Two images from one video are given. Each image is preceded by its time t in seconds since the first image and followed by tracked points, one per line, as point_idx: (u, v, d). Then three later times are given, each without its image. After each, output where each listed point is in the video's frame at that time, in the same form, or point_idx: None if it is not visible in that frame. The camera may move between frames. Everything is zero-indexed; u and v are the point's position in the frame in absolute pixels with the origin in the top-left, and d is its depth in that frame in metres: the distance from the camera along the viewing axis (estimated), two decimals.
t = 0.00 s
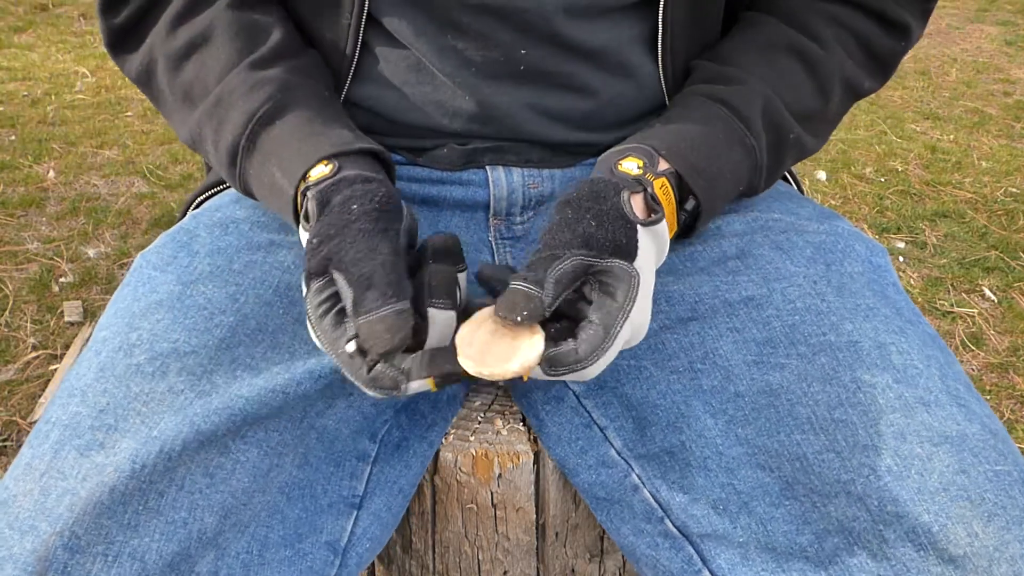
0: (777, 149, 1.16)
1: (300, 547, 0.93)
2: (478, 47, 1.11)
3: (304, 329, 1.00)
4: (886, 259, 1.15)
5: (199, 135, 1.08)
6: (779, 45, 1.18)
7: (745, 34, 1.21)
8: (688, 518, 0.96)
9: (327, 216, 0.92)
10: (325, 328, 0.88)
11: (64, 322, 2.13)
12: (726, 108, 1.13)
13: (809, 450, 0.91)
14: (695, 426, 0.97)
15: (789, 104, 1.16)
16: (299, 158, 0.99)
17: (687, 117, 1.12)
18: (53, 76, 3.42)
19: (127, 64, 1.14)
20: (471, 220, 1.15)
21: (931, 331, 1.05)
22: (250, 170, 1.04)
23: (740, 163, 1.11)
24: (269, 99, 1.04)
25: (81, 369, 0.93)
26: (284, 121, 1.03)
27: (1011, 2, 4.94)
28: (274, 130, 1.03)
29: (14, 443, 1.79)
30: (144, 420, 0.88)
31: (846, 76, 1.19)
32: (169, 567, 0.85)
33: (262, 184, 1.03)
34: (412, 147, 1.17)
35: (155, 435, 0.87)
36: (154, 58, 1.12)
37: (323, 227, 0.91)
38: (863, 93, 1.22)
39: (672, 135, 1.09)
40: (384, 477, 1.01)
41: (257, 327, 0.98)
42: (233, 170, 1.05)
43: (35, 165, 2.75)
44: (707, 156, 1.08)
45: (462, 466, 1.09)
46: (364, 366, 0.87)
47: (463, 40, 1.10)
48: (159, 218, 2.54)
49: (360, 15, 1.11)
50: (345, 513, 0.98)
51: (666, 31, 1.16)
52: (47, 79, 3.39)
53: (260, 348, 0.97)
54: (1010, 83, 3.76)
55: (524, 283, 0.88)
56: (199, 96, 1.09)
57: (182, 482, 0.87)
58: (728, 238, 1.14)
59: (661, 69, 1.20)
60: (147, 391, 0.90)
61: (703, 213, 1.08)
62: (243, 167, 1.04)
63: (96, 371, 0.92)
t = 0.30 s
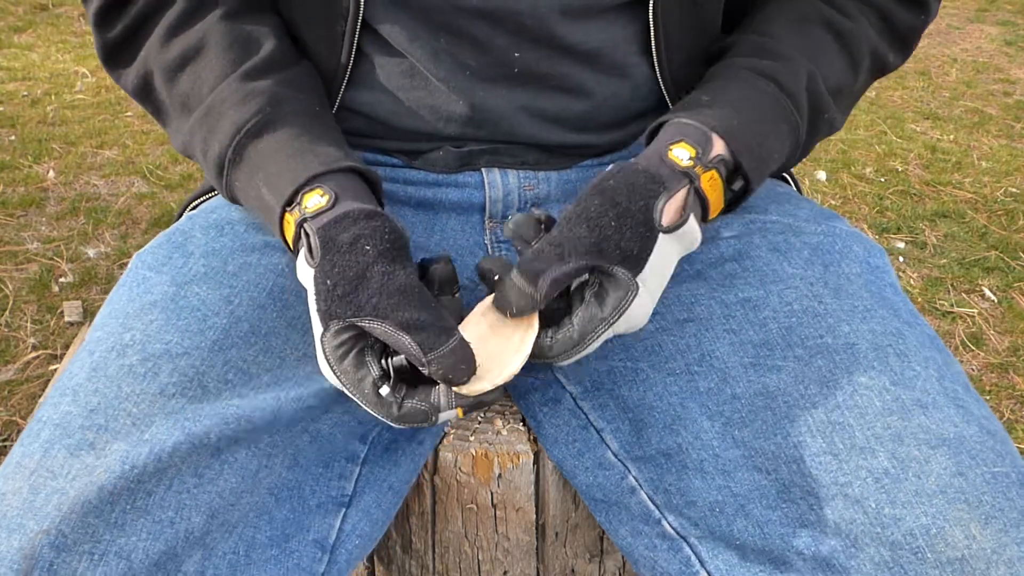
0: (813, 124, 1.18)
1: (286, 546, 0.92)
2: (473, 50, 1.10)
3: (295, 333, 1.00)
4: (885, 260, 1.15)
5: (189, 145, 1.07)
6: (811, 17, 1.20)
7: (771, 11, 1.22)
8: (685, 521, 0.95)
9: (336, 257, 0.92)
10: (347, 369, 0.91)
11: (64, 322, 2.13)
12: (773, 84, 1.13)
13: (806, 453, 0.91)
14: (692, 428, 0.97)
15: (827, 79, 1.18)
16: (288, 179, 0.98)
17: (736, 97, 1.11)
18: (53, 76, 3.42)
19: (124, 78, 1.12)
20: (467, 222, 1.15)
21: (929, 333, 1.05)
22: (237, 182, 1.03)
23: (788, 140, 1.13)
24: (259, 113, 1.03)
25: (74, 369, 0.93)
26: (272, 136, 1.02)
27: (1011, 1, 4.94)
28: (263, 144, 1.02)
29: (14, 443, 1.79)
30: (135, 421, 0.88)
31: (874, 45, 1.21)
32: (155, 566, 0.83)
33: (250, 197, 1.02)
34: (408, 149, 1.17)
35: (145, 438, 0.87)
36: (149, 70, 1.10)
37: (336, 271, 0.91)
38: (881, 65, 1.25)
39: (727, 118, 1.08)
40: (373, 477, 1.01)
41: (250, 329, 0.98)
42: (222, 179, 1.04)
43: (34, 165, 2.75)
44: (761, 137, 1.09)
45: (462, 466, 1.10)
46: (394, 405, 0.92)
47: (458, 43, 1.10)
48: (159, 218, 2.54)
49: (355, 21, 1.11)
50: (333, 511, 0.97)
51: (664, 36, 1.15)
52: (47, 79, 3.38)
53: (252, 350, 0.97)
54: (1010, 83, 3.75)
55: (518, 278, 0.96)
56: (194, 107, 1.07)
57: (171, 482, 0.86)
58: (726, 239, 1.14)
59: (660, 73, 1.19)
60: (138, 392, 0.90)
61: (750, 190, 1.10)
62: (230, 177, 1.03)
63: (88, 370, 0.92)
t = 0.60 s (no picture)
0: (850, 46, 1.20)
1: (287, 549, 0.95)
2: (475, 53, 1.10)
3: (300, 337, 1.00)
4: (886, 260, 1.14)
5: (188, 155, 1.06)
6: None
7: None
8: (686, 522, 0.95)
9: (342, 256, 0.93)
10: (352, 366, 0.92)
11: (64, 322, 2.13)
12: (797, 9, 1.16)
13: (809, 455, 0.90)
14: (696, 430, 0.97)
15: None
16: (292, 185, 0.99)
17: (763, 25, 1.14)
18: (53, 76, 3.41)
19: (121, 86, 1.12)
20: (468, 226, 1.14)
21: (931, 333, 1.05)
22: (237, 193, 1.03)
23: (825, 58, 1.15)
24: (261, 124, 1.03)
25: (75, 373, 0.93)
26: (274, 146, 1.02)
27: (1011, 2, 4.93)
28: (265, 153, 1.02)
29: (13, 443, 1.79)
30: (138, 424, 0.87)
31: None
32: (158, 573, 0.84)
33: (251, 207, 1.02)
34: (409, 155, 1.17)
35: (150, 445, 0.87)
36: (146, 80, 1.09)
37: (342, 269, 0.93)
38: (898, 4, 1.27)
39: (761, 44, 1.11)
40: (373, 478, 1.03)
41: (253, 332, 0.97)
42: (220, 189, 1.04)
43: (34, 165, 2.75)
44: (799, 59, 1.12)
45: (462, 466, 1.10)
46: (398, 402, 0.92)
47: (460, 46, 1.09)
48: (159, 218, 2.54)
49: (359, 31, 1.12)
50: (334, 512, 0.99)
51: (670, 35, 1.15)
52: (47, 79, 3.38)
53: (255, 354, 0.96)
54: (1010, 83, 3.75)
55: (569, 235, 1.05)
56: (193, 116, 1.06)
57: (178, 489, 0.86)
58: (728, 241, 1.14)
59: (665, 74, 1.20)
60: (141, 396, 0.89)
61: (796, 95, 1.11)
62: (230, 188, 1.03)
63: (90, 374, 0.91)
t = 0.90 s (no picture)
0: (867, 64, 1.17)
1: (286, 548, 0.95)
2: (476, 55, 1.09)
3: (298, 331, 0.99)
4: (887, 261, 1.15)
5: (174, 128, 1.07)
6: None
7: None
8: (687, 521, 0.95)
9: (321, 212, 0.93)
10: (340, 322, 0.90)
11: (64, 322, 2.13)
12: (804, 33, 1.15)
13: (813, 456, 0.91)
14: (700, 432, 0.98)
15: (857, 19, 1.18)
16: (274, 142, 0.99)
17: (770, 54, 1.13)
18: (53, 76, 3.41)
19: (104, 58, 1.13)
20: (467, 226, 1.15)
21: (933, 334, 1.05)
22: (224, 156, 1.03)
23: (839, 81, 1.13)
24: (242, 85, 1.03)
25: (73, 373, 0.93)
26: (255, 107, 1.03)
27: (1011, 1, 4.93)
28: (247, 116, 1.02)
29: (14, 443, 1.79)
30: (134, 424, 0.87)
31: None
32: (155, 572, 0.84)
33: (238, 169, 1.02)
34: (411, 157, 1.17)
35: (146, 444, 0.86)
36: (127, 51, 1.10)
37: (322, 225, 0.92)
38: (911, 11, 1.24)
39: (767, 71, 1.10)
40: (371, 477, 1.04)
41: (252, 330, 0.97)
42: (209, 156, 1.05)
43: (34, 165, 2.75)
44: (810, 82, 1.10)
45: (462, 467, 1.10)
46: (389, 353, 0.90)
47: (460, 48, 1.09)
48: (159, 218, 2.54)
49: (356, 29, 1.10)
50: (332, 511, 0.99)
51: (671, 44, 1.15)
52: (47, 79, 3.38)
53: (253, 351, 0.96)
54: (1010, 83, 3.76)
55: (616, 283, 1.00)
56: (174, 87, 1.07)
57: (174, 488, 0.86)
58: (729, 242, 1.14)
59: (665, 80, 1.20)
60: (138, 396, 0.89)
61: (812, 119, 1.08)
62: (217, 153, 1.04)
63: (87, 375, 0.91)
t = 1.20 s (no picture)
0: (890, 131, 1.12)
1: (286, 548, 0.95)
2: (471, 52, 1.10)
3: (298, 328, 0.99)
4: (887, 261, 1.17)
5: (163, 79, 1.09)
6: (840, 40, 1.17)
7: (801, 49, 1.21)
8: (687, 522, 0.95)
9: (300, 163, 0.94)
10: (311, 275, 0.92)
11: (64, 322, 2.13)
12: (822, 111, 1.11)
13: (813, 457, 0.91)
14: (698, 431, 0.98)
15: (877, 83, 1.13)
16: (260, 93, 1.01)
17: (787, 137, 1.09)
18: (53, 75, 3.41)
19: (97, 16, 1.15)
20: (467, 226, 1.14)
21: (934, 336, 1.05)
22: (212, 107, 1.05)
23: (860, 160, 1.08)
24: (230, 37, 1.05)
25: (72, 373, 0.93)
26: (244, 58, 1.05)
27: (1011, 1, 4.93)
28: (236, 68, 1.04)
29: (13, 443, 1.79)
30: (133, 424, 0.87)
31: (924, 43, 1.15)
32: (154, 572, 0.84)
33: (224, 119, 1.04)
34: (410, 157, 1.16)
35: (145, 443, 0.86)
36: (119, 7, 1.12)
37: (299, 177, 0.93)
38: (940, 59, 1.18)
39: (783, 156, 1.05)
40: (372, 476, 1.04)
41: (250, 328, 0.97)
42: (198, 106, 1.07)
43: (34, 165, 2.75)
44: (829, 166, 1.05)
45: (462, 466, 1.10)
46: (355, 311, 0.93)
47: (456, 46, 1.09)
48: (159, 218, 2.54)
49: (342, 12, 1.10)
50: (331, 511, 1.00)
51: (665, 52, 1.15)
52: (47, 79, 3.38)
53: (252, 349, 0.95)
54: (1010, 83, 3.76)
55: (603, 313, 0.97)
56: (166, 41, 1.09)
57: (173, 488, 0.86)
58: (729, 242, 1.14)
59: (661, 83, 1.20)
60: (137, 395, 0.89)
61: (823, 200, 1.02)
62: (205, 104, 1.06)
63: (87, 374, 0.91)
